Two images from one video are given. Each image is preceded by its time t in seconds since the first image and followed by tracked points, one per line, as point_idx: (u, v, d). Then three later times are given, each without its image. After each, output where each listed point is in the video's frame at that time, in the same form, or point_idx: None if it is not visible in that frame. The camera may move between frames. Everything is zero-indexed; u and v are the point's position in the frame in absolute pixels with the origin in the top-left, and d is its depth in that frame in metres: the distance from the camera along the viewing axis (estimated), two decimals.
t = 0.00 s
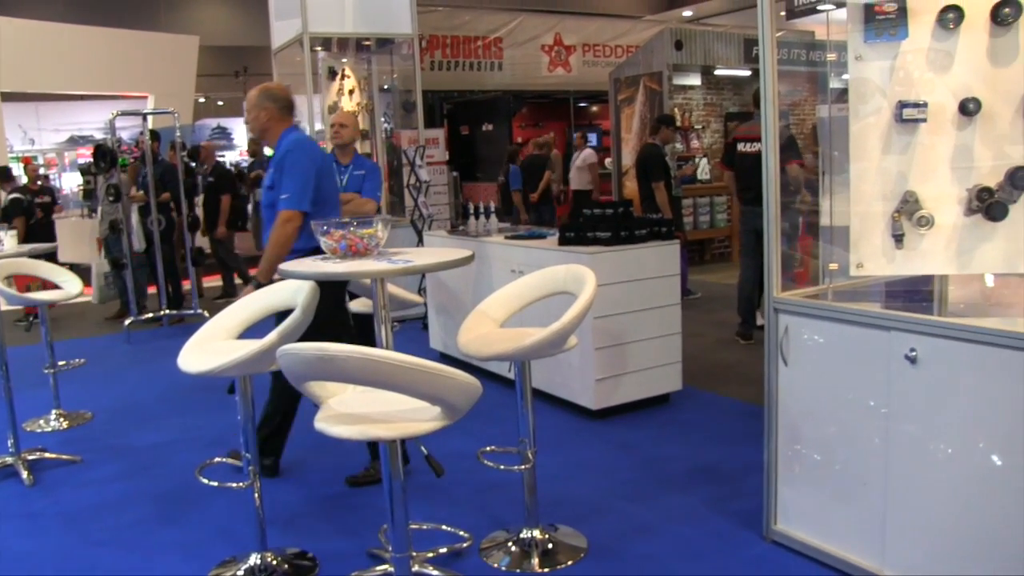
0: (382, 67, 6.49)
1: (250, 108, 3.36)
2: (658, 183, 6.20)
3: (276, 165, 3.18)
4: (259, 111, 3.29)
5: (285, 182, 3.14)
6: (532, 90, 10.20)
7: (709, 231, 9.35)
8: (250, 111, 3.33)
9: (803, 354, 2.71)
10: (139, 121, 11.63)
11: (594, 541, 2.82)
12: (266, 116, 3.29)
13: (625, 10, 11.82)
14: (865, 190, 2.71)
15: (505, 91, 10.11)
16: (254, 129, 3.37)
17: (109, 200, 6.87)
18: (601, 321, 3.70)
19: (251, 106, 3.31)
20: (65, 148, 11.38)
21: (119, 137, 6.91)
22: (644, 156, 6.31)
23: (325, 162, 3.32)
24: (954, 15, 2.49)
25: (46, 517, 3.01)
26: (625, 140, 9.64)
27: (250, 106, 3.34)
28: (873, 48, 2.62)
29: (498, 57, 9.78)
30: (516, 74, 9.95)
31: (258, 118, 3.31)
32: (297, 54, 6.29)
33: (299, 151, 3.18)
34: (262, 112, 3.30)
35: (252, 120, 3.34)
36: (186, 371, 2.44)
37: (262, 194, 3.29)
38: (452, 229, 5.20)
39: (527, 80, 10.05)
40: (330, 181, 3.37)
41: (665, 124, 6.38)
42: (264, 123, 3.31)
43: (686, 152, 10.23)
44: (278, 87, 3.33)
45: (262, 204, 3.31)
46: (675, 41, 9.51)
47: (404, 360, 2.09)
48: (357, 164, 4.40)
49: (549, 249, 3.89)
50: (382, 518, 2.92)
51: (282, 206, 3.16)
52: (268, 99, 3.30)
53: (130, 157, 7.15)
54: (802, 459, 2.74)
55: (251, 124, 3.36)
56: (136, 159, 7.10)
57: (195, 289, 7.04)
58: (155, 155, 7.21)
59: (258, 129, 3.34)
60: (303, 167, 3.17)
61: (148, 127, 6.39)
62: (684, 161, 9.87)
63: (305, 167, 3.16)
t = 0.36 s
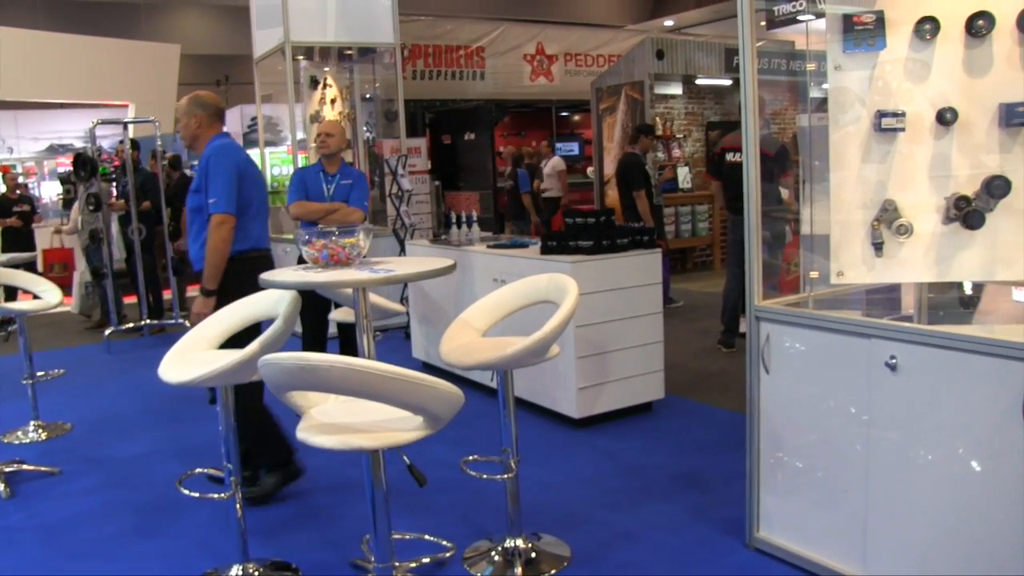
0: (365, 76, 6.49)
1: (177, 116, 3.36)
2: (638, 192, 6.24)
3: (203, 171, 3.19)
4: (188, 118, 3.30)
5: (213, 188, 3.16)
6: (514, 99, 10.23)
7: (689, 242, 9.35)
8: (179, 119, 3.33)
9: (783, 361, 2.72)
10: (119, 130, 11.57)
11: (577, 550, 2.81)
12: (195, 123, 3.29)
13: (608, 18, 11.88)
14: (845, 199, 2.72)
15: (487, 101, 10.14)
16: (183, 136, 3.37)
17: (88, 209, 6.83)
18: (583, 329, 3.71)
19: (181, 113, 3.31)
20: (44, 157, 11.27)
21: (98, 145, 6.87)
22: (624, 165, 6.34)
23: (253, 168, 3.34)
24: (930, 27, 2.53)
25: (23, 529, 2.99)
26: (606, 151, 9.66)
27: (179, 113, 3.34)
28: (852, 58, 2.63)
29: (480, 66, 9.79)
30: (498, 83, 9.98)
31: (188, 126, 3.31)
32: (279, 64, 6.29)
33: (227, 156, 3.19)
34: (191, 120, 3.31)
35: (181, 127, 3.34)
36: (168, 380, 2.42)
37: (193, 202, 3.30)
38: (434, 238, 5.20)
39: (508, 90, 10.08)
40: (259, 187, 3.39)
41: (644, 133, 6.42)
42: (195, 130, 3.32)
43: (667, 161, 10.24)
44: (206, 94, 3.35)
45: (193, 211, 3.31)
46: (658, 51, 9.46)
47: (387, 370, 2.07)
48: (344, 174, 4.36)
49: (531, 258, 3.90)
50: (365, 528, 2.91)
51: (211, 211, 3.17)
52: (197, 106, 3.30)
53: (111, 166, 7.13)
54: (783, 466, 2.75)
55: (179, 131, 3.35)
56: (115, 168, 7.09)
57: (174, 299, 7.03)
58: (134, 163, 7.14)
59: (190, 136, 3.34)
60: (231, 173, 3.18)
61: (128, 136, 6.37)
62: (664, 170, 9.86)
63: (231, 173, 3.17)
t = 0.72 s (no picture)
0: (348, 81, 6.48)
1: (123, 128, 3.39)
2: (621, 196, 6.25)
3: (142, 182, 3.16)
4: (132, 129, 3.33)
5: (151, 199, 3.12)
6: (498, 105, 10.24)
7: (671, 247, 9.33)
8: (124, 131, 3.36)
9: (767, 365, 2.73)
10: (101, 135, 11.52)
11: (562, 555, 2.81)
12: (137, 135, 3.33)
13: (592, 24, 11.92)
14: (828, 204, 2.73)
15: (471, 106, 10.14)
16: (130, 149, 3.39)
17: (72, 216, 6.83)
18: (568, 334, 3.71)
19: (125, 126, 3.35)
20: (25, 162, 11.23)
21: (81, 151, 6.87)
22: (607, 171, 6.36)
23: (198, 178, 3.30)
24: (910, 33, 2.55)
25: (3, 538, 2.96)
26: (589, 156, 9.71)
27: (123, 126, 3.37)
28: (833, 64, 2.66)
29: (464, 71, 9.80)
30: (482, 89, 9.98)
31: (132, 137, 3.35)
32: (262, 69, 6.28)
33: (166, 166, 3.15)
34: (134, 132, 3.34)
35: (127, 140, 3.37)
36: (150, 385, 2.41)
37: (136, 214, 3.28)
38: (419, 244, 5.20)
39: (492, 95, 10.10)
40: (205, 197, 3.34)
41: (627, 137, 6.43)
42: (139, 141, 3.34)
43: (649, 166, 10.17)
44: (150, 106, 3.38)
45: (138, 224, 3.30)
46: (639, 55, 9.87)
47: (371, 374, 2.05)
48: (334, 179, 4.36)
49: (514, 263, 3.90)
50: (349, 535, 2.90)
51: (151, 223, 3.13)
52: (140, 117, 3.33)
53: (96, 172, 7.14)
54: (767, 470, 2.76)
55: (125, 144, 3.38)
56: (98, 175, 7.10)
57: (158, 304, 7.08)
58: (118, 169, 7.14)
59: (135, 148, 3.37)
60: (170, 183, 3.13)
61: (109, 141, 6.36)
62: (646, 176, 9.82)
63: (169, 183, 3.13)
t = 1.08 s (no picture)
0: (331, 84, 6.45)
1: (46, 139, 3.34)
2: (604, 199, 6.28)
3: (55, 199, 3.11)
4: (52, 139, 3.28)
5: (62, 215, 3.06)
6: (482, 108, 10.24)
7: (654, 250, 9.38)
8: (46, 142, 3.32)
9: (748, 367, 2.74)
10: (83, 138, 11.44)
11: (546, 558, 2.81)
12: (59, 145, 3.27)
13: (576, 28, 11.96)
14: (809, 208, 2.76)
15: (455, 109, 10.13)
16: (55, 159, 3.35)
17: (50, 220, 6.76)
18: (552, 338, 3.72)
19: (46, 136, 3.30)
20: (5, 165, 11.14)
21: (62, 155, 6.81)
22: (590, 174, 6.38)
23: (117, 188, 3.20)
24: (890, 38, 2.56)
25: None
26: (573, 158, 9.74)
27: (46, 137, 3.33)
28: (815, 68, 2.68)
29: (448, 75, 9.80)
30: (466, 92, 9.97)
31: (54, 148, 3.30)
32: (245, 72, 6.24)
33: (75, 182, 3.08)
34: (56, 142, 3.29)
35: (50, 151, 3.33)
36: (132, 392, 2.39)
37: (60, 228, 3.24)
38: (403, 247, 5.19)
39: (477, 98, 10.09)
40: (127, 206, 3.24)
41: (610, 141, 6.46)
42: (61, 151, 3.29)
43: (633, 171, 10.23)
44: (71, 114, 3.32)
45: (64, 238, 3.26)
46: (623, 60, 9.57)
47: (351, 379, 2.04)
48: (321, 184, 4.34)
49: (498, 266, 3.91)
50: (332, 539, 2.89)
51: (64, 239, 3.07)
52: (61, 126, 3.28)
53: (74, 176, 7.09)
54: (750, 472, 2.77)
55: (50, 154, 3.34)
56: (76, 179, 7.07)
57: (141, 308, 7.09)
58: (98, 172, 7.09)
59: (59, 158, 3.32)
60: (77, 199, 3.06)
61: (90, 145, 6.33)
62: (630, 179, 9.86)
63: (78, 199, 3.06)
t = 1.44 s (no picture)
0: (314, 88, 6.46)
1: None
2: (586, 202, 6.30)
3: None
4: None
5: None
6: (465, 111, 10.24)
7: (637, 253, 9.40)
8: None
9: (731, 371, 2.75)
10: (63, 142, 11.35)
11: (530, 562, 2.81)
12: None
13: (559, 32, 12.01)
14: (791, 210, 2.77)
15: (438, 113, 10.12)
16: None
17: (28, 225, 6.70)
18: (535, 341, 3.72)
19: None
20: None
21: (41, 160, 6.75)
22: (572, 177, 6.40)
23: (48, 193, 3.23)
24: (871, 42, 2.58)
25: None
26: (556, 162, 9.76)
27: None
28: (796, 72, 2.70)
29: (431, 78, 9.80)
30: (449, 96, 9.97)
31: None
32: (227, 75, 6.21)
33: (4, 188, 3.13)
34: None
35: None
36: (113, 396, 2.37)
37: None
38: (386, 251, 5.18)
39: (460, 102, 10.09)
40: (60, 211, 3.25)
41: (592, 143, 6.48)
42: None
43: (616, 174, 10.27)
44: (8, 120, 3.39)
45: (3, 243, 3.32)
46: (607, 63, 9.48)
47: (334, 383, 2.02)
48: (305, 188, 4.34)
49: (481, 269, 3.92)
50: (315, 545, 2.87)
51: None
52: None
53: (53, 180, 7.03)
54: (733, 474, 2.78)
55: None
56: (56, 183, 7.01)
57: (122, 313, 7.05)
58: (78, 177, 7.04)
59: None
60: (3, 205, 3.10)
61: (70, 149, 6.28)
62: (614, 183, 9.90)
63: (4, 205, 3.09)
